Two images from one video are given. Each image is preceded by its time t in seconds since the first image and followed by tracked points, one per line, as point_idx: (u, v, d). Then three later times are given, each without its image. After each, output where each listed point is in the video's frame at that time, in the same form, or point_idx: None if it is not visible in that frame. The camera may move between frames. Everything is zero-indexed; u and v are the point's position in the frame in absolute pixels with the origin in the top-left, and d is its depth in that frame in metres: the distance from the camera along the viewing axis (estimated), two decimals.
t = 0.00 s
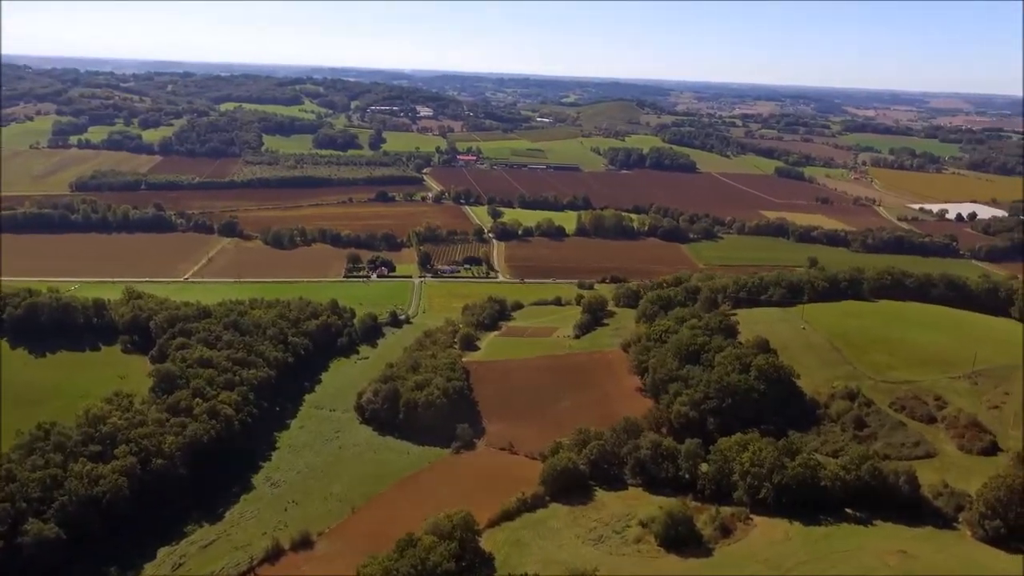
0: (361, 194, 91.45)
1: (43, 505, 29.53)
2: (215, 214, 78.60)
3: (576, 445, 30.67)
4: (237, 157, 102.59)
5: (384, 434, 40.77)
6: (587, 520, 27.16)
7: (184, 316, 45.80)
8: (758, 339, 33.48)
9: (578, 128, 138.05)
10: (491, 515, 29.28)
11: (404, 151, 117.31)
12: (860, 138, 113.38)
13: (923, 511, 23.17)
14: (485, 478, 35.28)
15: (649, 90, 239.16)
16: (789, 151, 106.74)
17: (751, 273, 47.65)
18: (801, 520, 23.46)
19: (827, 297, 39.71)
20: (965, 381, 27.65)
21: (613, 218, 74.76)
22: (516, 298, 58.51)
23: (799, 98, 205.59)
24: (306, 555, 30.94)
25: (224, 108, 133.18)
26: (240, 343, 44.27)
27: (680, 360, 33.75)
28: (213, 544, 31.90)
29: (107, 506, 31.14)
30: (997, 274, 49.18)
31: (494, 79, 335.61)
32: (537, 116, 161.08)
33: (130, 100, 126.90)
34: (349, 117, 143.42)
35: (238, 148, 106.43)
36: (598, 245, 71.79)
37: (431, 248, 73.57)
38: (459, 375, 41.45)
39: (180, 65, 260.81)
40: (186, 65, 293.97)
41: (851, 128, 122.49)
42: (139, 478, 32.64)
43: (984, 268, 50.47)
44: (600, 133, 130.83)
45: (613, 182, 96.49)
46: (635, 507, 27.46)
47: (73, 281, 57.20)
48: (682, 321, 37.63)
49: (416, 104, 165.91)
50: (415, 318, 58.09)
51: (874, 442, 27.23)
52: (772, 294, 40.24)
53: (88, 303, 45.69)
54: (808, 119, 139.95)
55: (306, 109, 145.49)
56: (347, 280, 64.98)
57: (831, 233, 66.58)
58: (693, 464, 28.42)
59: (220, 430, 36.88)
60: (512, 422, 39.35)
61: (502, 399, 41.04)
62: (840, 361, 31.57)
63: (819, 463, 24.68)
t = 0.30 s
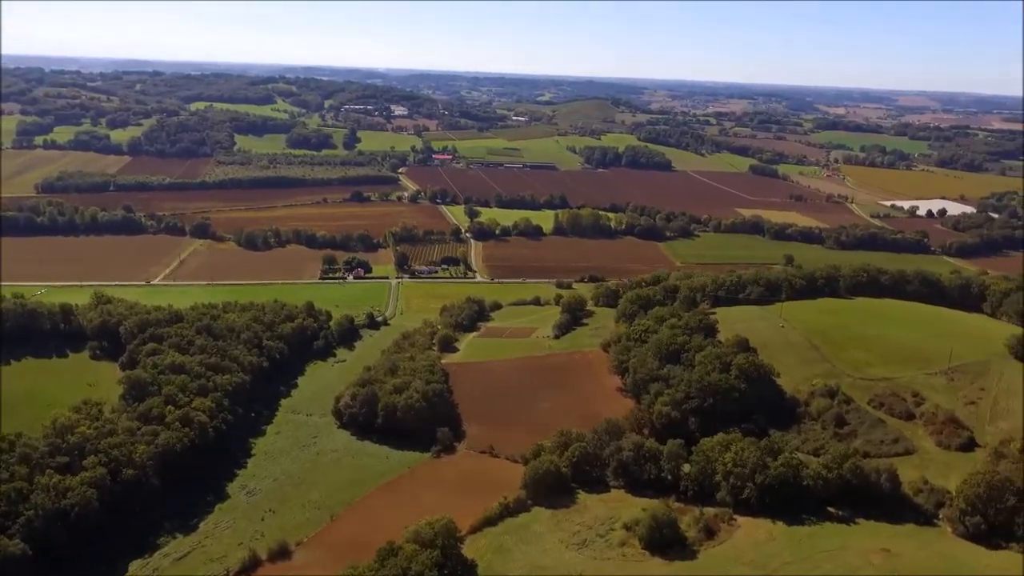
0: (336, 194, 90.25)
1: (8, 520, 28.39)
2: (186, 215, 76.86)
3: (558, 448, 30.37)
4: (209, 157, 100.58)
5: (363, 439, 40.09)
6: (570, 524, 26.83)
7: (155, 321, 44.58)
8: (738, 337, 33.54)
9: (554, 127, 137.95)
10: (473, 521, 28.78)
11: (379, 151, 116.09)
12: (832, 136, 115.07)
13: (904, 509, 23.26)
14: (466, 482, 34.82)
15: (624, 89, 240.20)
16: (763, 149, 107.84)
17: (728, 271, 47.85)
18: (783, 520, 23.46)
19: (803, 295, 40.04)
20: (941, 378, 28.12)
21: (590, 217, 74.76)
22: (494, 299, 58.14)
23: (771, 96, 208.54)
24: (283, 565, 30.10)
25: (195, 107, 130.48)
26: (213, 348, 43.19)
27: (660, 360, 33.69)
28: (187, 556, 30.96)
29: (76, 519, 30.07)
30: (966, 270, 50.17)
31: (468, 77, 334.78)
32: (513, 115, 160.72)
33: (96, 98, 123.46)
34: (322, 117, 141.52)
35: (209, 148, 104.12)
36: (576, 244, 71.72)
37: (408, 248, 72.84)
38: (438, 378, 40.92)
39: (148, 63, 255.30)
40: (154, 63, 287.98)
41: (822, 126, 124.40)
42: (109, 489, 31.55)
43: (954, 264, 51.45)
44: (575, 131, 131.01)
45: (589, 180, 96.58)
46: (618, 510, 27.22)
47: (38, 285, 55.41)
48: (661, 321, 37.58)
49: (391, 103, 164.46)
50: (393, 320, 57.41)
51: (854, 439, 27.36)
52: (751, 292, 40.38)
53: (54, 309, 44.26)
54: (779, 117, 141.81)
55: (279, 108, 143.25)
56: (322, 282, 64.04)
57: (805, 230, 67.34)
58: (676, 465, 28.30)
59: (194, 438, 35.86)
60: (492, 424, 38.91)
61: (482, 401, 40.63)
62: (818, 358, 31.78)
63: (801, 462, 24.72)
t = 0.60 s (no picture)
0: (311, 195, 88.92)
1: None
2: (157, 217, 75.01)
3: (540, 451, 30.07)
4: (181, 158, 97.62)
5: (341, 444, 39.35)
6: (554, 528, 26.41)
7: (125, 327, 43.34)
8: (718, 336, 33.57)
9: (530, 126, 137.68)
10: (455, 526, 28.28)
11: (355, 150, 114.78)
12: (804, 134, 116.52)
13: (887, 507, 23.35)
14: (447, 488, 34.26)
15: (600, 88, 240.91)
16: (738, 148, 108.81)
17: (707, 270, 48.03)
18: (767, 521, 23.41)
19: (781, 293, 40.32)
20: (918, 374, 28.73)
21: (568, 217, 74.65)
22: (473, 300, 57.69)
23: (744, 94, 211.05)
24: None
25: (164, 107, 127.55)
26: (186, 353, 42.12)
27: (641, 360, 33.62)
28: (161, 569, 30.03)
29: (44, 534, 28.98)
30: (938, 266, 51.10)
31: (443, 75, 333.02)
32: (489, 114, 160.11)
33: (61, 97, 119.82)
34: (296, 116, 139.49)
35: (180, 148, 101.46)
36: (555, 243, 71.52)
37: (385, 249, 72.04)
38: (418, 381, 40.39)
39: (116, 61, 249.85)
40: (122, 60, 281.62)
41: (794, 124, 126.10)
42: (79, 501, 30.46)
43: (926, 260, 52.38)
44: (552, 131, 130.92)
45: (567, 179, 96.57)
46: (602, 512, 26.92)
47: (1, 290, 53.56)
48: (642, 320, 37.52)
49: (365, 102, 162.76)
50: (370, 321, 56.69)
51: (836, 437, 27.42)
52: (730, 291, 40.50)
53: (19, 316, 42.91)
54: (752, 115, 143.34)
55: (251, 108, 140.70)
56: (298, 284, 63.02)
57: (781, 228, 67.97)
58: (659, 466, 28.12)
59: (167, 446, 34.83)
60: (473, 427, 38.41)
61: (462, 404, 40.16)
62: (797, 356, 31.95)
63: (784, 462, 24.73)
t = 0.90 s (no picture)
0: (279, 196, 87.18)
1: None
2: (119, 220, 72.67)
3: (518, 454, 29.70)
4: (144, 158, 94.62)
5: (313, 451, 38.44)
6: (533, 532, 25.94)
7: (87, 334, 41.81)
8: (693, 335, 33.63)
9: (501, 125, 137.21)
10: (432, 533, 27.71)
11: (323, 150, 113.01)
12: (771, 132, 118.24)
13: (863, 503, 23.55)
14: (423, 493, 33.64)
15: (569, 86, 241.43)
16: (707, 146, 109.91)
17: (679, 268, 48.25)
18: (746, 520, 23.44)
19: (754, 290, 40.61)
20: (890, 370, 29.64)
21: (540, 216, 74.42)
22: (446, 301, 57.08)
23: (711, 92, 213.56)
24: None
25: (125, 106, 123.84)
26: (152, 361, 40.80)
27: (617, 360, 33.53)
28: None
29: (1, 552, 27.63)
30: (904, 261, 52.11)
31: (412, 74, 331.27)
32: (459, 113, 159.13)
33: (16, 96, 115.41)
34: (263, 116, 136.83)
35: (143, 149, 98.47)
36: (528, 242, 71.23)
37: (356, 250, 70.96)
38: (392, 385, 39.72)
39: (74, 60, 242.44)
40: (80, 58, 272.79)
41: (761, 122, 127.87)
42: (39, 517, 29.10)
43: (892, 256, 53.37)
44: (523, 130, 130.63)
45: (538, 178, 96.42)
46: (581, 515, 26.61)
47: None
48: (618, 320, 37.45)
49: (333, 101, 160.39)
50: (341, 324, 55.71)
51: (811, 434, 27.58)
52: (703, 289, 40.67)
53: None
54: (721, 113, 144.93)
55: (216, 107, 137.54)
56: (267, 287, 61.65)
57: (751, 226, 68.70)
58: (637, 467, 27.96)
59: (133, 457, 33.58)
60: (449, 431, 37.84)
61: (437, 407, 39.58)
62: (771, 354, 32.23)
63: (762, 461, 24.80)
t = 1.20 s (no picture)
0: (252, 197, 85.67)
1: None
2: (86, 221, 70.61)
3: (500, 458, 29.32)
4: (112, 158, 92.18)
5: (289, 458, 37.57)
6: (516, 538, 25.49)
7: (53, 341, 40.39)
8: (674, 335, 33.59)
9: (477, 124, 136.61)
10: (414, 540, 27.15)
11: (297, 150, 111.42)
12: (745, 131, 119.40)
13: (846, 502, 23.64)
14: (404, 498, 33.00)
15: (544, 85, 241.46)
16: (682, 145, 110.62)
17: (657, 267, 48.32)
18: (730, 521, 23.37)
19: (732, 289, 40.75)
20: (868, 367, 29.90)
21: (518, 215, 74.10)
22: (424, 302, 56.47)
23: (684, 91, 214.90)
24: None
25: (91, 106, 120.68)
26: (122, 367, 39.58)
27: (598, 361, 33.34)
28: None
29: None
30: (877, 258, 52.77)
31: (386, 74, 328.18)
32: (434, 112, 158.17)
33: None
34: (235, 116, 134.51)
35: (111, 149, 96.05)
36: (505, 242, 70.85)
37: (331, 251, 69.95)
38: (370, 390, 39.08)
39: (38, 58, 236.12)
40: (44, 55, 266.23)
41: (735, 121, 129.14)
42: (4, 531, 27.75)
43: (865, 253, 54.00)
44: (498, 129, 130.18)
45: (515, 177, 96.08)
46: (564, 519, 26.27)
47: None
48: (598, 320, 37.28)
49: (306, 101, 158.26)
50: (318, 327, 54.81)
51: (792, 433, 27.67)
52: (682, 288, 40.68)
53: None
54: (695, 112, 145.96)
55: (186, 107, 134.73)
56: (240, 290, 60.43)
57: (727, 224, 69.16)
58: (620, 469, 27.76)
59: (103, 468, 32.41)
60: (428, 434, 37.28)
61: (416, 410, 39.02)
62: (751, 352, 32.34)
63: (745, 461, 24.78)
